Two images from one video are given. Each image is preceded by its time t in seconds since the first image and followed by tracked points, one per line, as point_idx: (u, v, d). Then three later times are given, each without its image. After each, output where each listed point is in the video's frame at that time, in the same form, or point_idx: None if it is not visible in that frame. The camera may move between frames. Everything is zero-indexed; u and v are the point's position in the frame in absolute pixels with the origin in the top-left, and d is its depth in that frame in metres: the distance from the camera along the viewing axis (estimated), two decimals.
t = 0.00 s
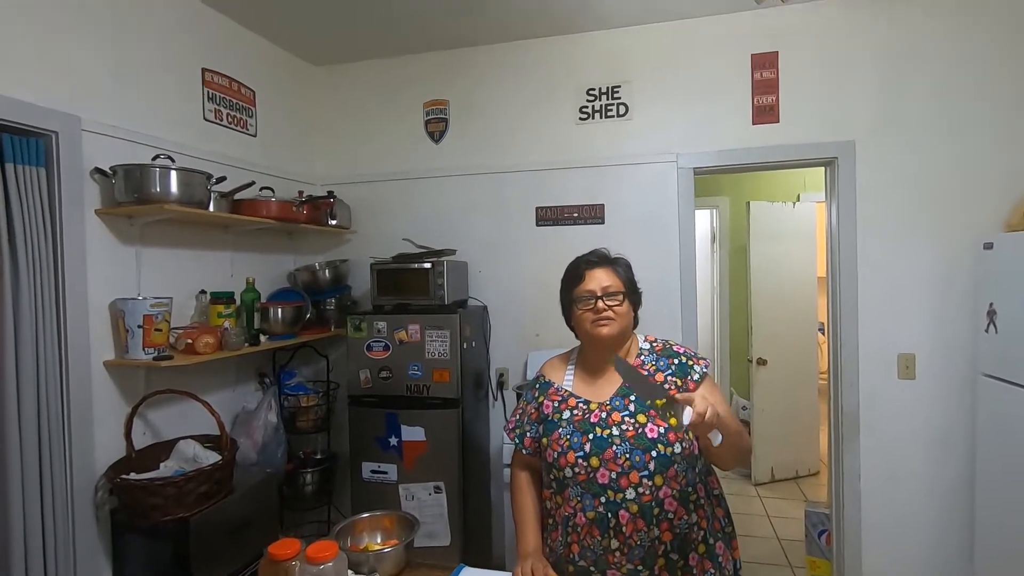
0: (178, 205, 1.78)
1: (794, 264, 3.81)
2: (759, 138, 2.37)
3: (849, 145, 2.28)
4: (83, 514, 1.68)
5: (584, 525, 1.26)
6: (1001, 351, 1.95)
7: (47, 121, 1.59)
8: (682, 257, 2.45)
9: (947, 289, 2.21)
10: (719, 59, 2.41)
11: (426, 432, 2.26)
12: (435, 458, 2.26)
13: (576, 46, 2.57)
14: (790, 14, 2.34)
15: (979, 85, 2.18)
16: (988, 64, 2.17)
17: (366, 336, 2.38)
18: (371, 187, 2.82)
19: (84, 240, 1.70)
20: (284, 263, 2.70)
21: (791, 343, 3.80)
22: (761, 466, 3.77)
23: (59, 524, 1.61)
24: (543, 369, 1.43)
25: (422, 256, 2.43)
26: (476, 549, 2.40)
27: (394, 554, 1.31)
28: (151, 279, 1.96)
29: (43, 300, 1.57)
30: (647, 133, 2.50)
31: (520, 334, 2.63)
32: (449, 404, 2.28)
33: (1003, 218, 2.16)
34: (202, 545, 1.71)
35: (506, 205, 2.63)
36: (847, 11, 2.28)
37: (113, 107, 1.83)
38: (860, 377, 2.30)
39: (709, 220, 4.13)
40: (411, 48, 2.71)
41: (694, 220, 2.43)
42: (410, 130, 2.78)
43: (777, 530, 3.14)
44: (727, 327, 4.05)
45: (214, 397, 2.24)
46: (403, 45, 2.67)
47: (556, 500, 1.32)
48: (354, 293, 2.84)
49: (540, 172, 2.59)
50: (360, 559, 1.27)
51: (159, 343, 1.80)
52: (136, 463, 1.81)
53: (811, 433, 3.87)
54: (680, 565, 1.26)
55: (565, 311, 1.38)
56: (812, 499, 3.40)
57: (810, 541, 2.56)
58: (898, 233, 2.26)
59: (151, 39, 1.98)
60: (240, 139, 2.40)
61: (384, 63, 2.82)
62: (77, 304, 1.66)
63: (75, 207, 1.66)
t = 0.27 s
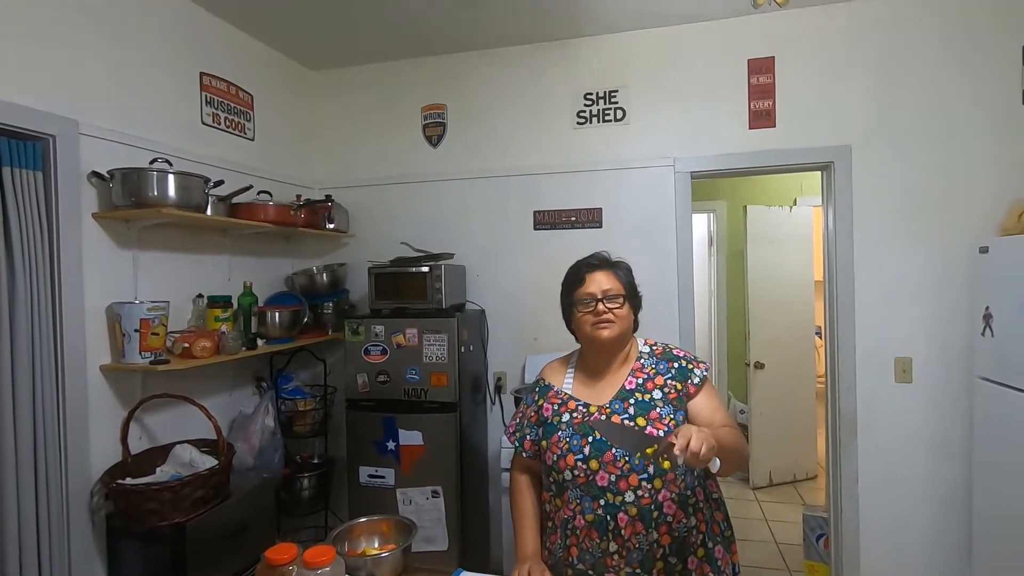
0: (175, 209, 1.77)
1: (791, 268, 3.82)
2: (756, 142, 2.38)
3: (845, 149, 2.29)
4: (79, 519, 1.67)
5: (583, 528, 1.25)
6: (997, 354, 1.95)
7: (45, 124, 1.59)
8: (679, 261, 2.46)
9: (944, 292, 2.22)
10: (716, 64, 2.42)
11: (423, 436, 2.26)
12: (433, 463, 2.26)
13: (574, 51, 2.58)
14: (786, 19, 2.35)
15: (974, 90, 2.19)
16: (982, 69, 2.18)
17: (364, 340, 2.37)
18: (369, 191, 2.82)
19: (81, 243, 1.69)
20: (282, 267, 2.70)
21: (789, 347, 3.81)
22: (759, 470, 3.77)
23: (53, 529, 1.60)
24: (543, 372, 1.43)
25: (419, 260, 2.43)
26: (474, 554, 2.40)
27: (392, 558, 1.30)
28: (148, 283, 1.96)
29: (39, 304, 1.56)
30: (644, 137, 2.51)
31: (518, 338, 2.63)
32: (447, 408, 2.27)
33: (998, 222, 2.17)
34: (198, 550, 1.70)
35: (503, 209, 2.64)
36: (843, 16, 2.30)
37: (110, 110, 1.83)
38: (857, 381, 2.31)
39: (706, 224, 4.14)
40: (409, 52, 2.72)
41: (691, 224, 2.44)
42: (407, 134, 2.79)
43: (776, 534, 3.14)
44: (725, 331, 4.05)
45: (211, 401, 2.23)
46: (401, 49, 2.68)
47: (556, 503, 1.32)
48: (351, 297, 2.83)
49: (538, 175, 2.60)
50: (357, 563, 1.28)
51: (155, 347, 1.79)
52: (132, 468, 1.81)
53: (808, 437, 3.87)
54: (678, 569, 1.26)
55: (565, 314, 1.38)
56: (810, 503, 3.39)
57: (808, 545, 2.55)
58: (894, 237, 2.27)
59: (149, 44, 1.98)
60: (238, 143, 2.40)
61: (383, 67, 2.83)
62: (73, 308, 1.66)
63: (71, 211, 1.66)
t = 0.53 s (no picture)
0: (172, 211, 1.77)
1: (789, 269, 3.83)
2: (753, 143, 2.39)
3: (842, 150, 2.30)
4: (75, 523, 1.66)
5: (584, 528, 1.25)
6: (995, 354, 1.95)
7: (41, 126, 1.58)
8: (677, 261, 2.46)
9: (941, 292, 2.23)
10: (713, 65, 2.43)
11: (422, 438, 2.25)
12: (432, 464, 2.25)
13: (571, 52, 2.58)
14: (782, 20, 2.36)
15: (970, 90, 2.20)
16: (978, 70, 2.19)
17: (362, 342, 2.37)
18: (366, 193, 2.82)
19: (77, 246, 1.69)
20: (279, 269, 2.69)
21: (787, 348, 3.81)
22: (758, 470, 3.77)
23: (50, 533, 1.59)
24: (544, 372, 1.43)
25: (417, 261, 2.42)
26: (473, 556, 2.39)
27: (391, 560, 1.30)
28: (145, 285, 1.95)
29: (36, 307, 1.56)
30: (642, 138, 2.51)
31: (516, 339, 2.63)
32: (445, 410, 2.27)
33: (995, 222, 2.17)
34: (196, 552, 1.70)
35: (501, 210, 2.64)
36: (839, 18, 2.31)
37: (107, 112, 1.83)
38: (855, 381, 2.31)
39: (704, 225, 4.15)
40: (406, 54, 2.72)
41: (689, 224, 2.44)
42: (405, 136, 2.79)
43: (775, 535, 3.14)
44: (723, 332, 4.05)
45: (209, 404, 2.22)
46: (398, 51, 2.67)
47: (557, 504, 1.32)
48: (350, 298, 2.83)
49: (536, 177, 2.60)
50: (355, 565, 1.27)
51: (153, 349, 1.78)
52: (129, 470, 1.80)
53: (807, 438, 3.87)
54: (680, 568, 1.26)
55: (565, 313, 1.38)
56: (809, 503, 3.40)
57: (807, 545, 2.55)
58: (891, 237, 2.27)
59: (146, 45, 1.98)
60: (235, 145, 2.40)
61: (380, 69, 2.83)
62: (70, 310, 1.65)
63: (68, 212, 1.65)
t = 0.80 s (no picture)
0: (172, 213, 1.77)
1: (789, 270, 3.83)
2: (752, 144, 2.39)
3: (841, 150, 2.30)
4: (75, 525, 1.66)
5: (588, 528, 1.25)
6: (995, 354, 1.96)
7: (41, 129, 1.58)
8: (677, 262, 2.46)
9: (940, 293, 2.23)
10: (712, 66, 2.43)
11: (422, 439, 2.25)
12: (432, 466, 2.25)
13: (570, 54, 2.59)
14: (781, 22, 2.37)
15: (969, 91, 2.20)
16: (975, 71, 2.20)
17: (362, 343, 2.37)
18: (366, 195, 2.82)
19: (77, 248, 1.69)
20: (279, 271, 2.69)
21: (787, 348, 3.81)
22: (758, 471, 3.77)
23: (50, 536, 1.59)
24: (545, 372, 1.43)
25: (417, 263, 2.43)
26: (474, 557, 2.39)
27: (392, 561, 1.30)
28: (145, 288, 1.95)
29: (36, 309, 1.56)
30: (641, 139, 2.51)
31: (516, 341, 2.63)
32: (446, 411, 2.27)
33: (994, 222, 2.18)
34: (196, 554, 1.70)
35: (501, 212, 2.64)
36: (837, 19, 2.31)
37: (107, 115, 1.83)
38: (855, 381, 2.31)
39: (703, 226, 4.15)
40: (406, 56, 2.72)
41: (689, 225, 2.44)
42: (404, 138, 2.79)
43: (775, 535, 3.13)
44: (723, 333, 4.05)
45: (209, 406, 2.22)
46: (397, 53, 2.68)
47: (560, 504, 1.32)
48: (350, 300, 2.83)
49: (535, 178, 2.60)
50: (356, 567, 1.27)
51: (152, 352, 1.79)
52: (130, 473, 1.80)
53: (807, 438, 3.87)
54: (683, 568, 1.26)
55: (568, 313, 1.38)
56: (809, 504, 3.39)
57: (808, 546, 2.55)
58: (891, 237, 2.28)
59: (146, 48, 1.98)
60: (235, 147, 2.40)
61: (379, 71, 2.83)
62: (70, 312, 1.65)
63: (68, 215, 1.65)
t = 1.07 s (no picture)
0: (171, 216, 1.77)
1: (788, 271, 3.83)
2: (751, 146, 2.40)
3: (839, 152, 2.31)
4: (74, 528, 1.66)
5: (588, 530, 1.25)
6: (993, 356, 1.96)
7: (40, 132, 1.58)
8: (676, 264, 2.46)
9: (939, 295, 2.23)
10: (710, 68, 2.44)
11: (422, 441, 2.25)
12: (432, 468, 2.25)
13: (569, 56, 2.59)
14: (778, 24, 2.37)
15: (966, 93, 2.21)
16: (973, 73, 2.20)
17: (362, 345, 2.37)
18: (365, 197, 2.82)
19: (76, 251, 1.69)
20: (278, 273, 2.69)
21: (786, 349, 3.81)
22: (757, 472, 3.77)
23: (49, 539, 1.59)
24: (545, 374, 1.43)
25: (416, 265, 2.43)
26: (474, 559, 2.39)
27: (391, 564, 1.30)
28: (144, 290, 1.95)
29: (35, 313, 1.56)
30: (639, 141, 2.52)
31: (516, 342, 2.63)
32: (446, 413, 2.27)
33: (992, 224, 2.18)
34: (195, 557, 1.70)
35: (499, 214, 2.64)
36: (835, 21, 2.32)
37: (106, 118, 1.83)
38: (854, 383, 2.31)
39: (702, 227, 4.15)
40: (404, 58, 2.72)
41: (688, 226, 2.45)
42: (403, 140, 2.79)
43: (775, 537, 3.14)
44: (722, 334, 4.06)
45: (208, 408, 2.22)
46: (396, 55, 2.68)
47: (559, 506, 1.32)
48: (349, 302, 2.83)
49: (534, 180, 2.60)
50: (355, 569, 1.27)
51: (151, 354, 1.78)
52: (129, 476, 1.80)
53: (806, 440, 3.87)
54: (683, 570, 1.26)
55: (567, 315, 1.38)
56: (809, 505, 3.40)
57: (807, 547, 2.55)
58: (889, 239, 2.28)
59: (144, 51, 1.98)
60: (234, 149, 2.40)
61: (378, 73, 2.83)
62: (69, 315, 1.65)
63: (67, 217, 1.65)
